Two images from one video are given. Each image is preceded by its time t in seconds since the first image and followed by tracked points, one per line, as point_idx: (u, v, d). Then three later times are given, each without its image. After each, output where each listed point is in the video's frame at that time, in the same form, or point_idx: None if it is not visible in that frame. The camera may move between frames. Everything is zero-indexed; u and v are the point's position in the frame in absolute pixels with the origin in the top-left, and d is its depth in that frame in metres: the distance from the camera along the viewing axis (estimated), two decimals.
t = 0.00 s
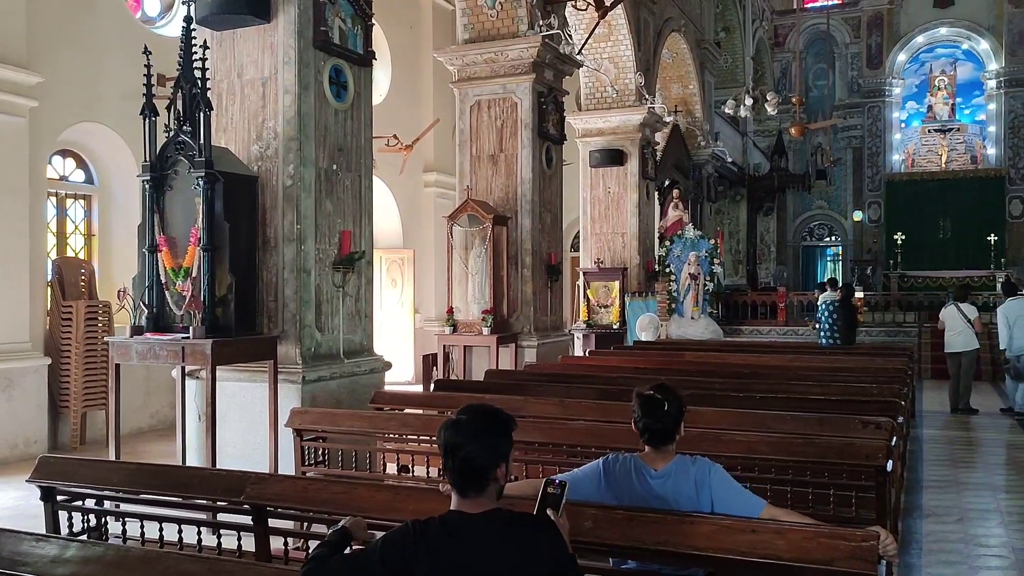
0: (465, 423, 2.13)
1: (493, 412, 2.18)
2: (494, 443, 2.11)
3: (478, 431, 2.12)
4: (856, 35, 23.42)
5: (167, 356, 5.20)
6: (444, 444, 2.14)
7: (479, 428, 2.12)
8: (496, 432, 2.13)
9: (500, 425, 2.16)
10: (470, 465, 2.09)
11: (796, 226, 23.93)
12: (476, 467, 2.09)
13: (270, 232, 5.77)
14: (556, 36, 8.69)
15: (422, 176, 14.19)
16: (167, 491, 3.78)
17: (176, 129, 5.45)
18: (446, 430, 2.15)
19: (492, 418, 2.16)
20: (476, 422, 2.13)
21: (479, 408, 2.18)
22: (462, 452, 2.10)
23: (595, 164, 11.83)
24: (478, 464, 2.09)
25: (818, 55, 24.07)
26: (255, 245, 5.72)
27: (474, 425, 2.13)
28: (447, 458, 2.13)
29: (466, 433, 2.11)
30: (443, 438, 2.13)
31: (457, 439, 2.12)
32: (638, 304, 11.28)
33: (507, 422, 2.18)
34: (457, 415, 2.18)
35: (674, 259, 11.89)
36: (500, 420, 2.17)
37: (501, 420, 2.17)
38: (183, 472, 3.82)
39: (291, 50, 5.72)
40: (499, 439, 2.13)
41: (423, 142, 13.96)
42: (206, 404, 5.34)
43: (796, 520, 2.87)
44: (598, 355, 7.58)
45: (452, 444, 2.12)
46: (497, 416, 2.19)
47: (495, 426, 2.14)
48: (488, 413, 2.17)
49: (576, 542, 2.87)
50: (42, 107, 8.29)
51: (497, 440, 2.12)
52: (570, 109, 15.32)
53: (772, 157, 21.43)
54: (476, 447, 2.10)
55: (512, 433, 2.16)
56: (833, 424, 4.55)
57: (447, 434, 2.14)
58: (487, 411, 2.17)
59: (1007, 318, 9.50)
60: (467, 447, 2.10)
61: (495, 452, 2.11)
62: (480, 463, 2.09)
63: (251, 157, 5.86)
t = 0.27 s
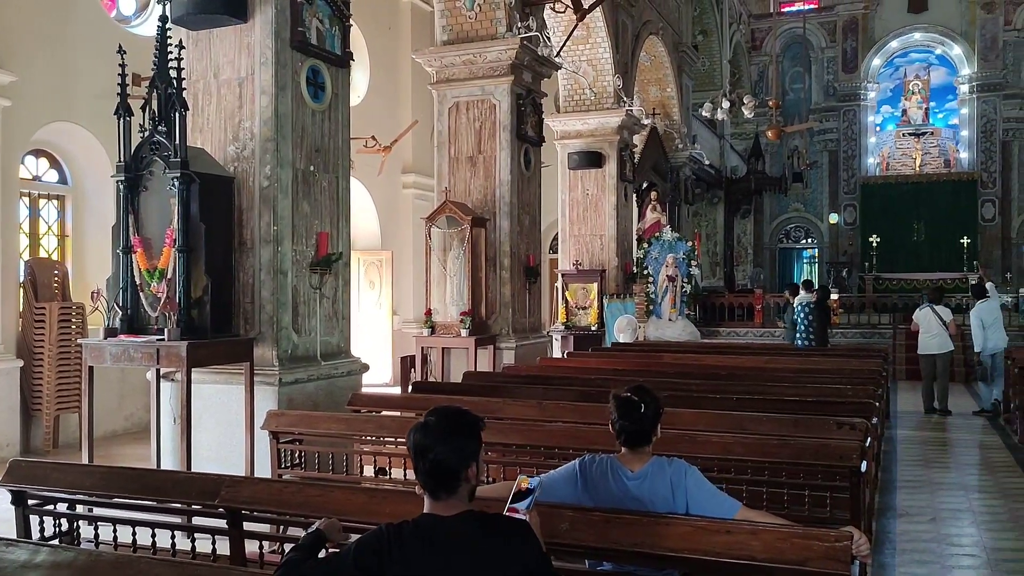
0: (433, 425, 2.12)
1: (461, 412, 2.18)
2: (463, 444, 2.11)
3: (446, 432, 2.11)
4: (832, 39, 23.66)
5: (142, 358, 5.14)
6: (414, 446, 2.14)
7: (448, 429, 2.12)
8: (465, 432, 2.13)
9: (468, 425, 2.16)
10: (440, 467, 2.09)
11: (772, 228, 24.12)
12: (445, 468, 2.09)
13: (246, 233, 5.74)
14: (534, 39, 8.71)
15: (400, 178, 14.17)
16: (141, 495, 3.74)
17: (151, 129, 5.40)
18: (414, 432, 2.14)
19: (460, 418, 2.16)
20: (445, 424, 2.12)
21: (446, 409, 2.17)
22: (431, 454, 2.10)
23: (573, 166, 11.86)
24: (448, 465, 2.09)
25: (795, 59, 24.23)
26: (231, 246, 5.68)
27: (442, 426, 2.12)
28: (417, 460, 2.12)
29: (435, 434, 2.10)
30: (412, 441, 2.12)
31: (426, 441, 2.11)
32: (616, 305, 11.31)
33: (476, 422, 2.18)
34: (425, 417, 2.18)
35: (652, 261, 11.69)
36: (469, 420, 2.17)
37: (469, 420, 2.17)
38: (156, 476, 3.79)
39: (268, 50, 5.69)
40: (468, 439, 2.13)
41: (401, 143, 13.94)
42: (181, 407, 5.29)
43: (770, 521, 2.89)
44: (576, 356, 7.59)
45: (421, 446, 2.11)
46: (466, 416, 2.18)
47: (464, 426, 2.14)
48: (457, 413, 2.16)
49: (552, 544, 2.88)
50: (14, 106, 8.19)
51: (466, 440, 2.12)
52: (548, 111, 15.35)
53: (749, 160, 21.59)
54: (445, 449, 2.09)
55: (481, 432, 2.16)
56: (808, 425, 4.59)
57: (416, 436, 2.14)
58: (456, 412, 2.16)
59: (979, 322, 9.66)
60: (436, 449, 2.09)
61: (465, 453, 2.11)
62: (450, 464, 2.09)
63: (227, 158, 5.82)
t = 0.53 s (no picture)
0: (404, 429, 2.12)
1: (432, 415, 2.18)
2: (436, 446, 2.11)
3: (417, 435, 2.11)
4: (808, 44, 23.88)
5: (116, 361, 5.09)
6: (385, 451, 2.13)
7: (419, 432, 2.12)
8: (436, 435, 2.13)
9: (439, 427, 2.15)
10: (412, 470, 2.08)
11: (749, 231, 24.31)
12: (417, 472, 2.08)
13: (222, 234, 5.70)
14: (512, 41, 8.72)
15: (378, 180, 14.13)
16: (113, 499, 3.70)
17: (125, 129, 5.34)
18: (386, 437, 2.14)
19: (431, 421, 2.15)
20: (415, 427, 2.12)
21: (417, 413, 2.17)
22: (403, 458, 2.09)
23: (551, 169, 11.89)
24: (418, 467, 2.08)
25: (771, 64, 24.36)
26: (206, 248, 5.64)
27: (412, 430, 2.12)
28: (388, 465, 2.12)
29: (405, 438, 2.10)
30: (383, 446, 2.12)
31: (397, 445, 2.11)
32: (594, 308, 11.35)
33: (447, 424, 2.18)
34: (395, 422, 2.17)
35: (630, 264, 11.94)
36: (440, 422, 2.17)
37: (441, 423, 2.16)
38: (129, 480, 3.74)
39: (244, 51, 5.65)
40: (440, 442, 2.12)
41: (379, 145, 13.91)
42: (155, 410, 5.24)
43: (745, 523, 2.91)
44: (554, 358, 7.61)
45: (392, 450, 2.11)
46: (437, 419, 2.18)
47: (434, 428, 2.13)
48: (427, 416, 2.16)
49: (528, 547, 2.88)
50: None
51: (438, 443, 2.12)
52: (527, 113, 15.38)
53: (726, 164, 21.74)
54: (416, 452, 2.09)
55: (452, 434, 2.16)
56: (782, 427, 4.62)
57: (387, 441, 2.13)
58: (426, 415, 2.16)
59: (954, 322, 9.77)
60: (408, 452, 2.09)
61: (436, 455, 2.10)
62: (422, 467, 2.09)
63: (202, 159, 5.78)
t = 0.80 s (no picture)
0: (372, 434, 2.11)
1: (401, 418, 2.17)
2: (406, 450, 2.10)
3: (387, 439, 2.10)
4: (784, 49, 24.08)
5: (88, 364, 5.03)
6: (355, 456, 2.12)
7: (388, 436, 2.11)
8: (406, 438, 2.12)
9: (409, 430, 2.15)
10: (383, 475, 2.08)
11: (725, 234, 24.49)
12: (389, 476, 2.08)
13: (197, 236, 5.66)
14: (490, 44, 8.73)
15: (355, 182, 14.10)
16: (85, 504, 3.65)
17: (99, 130, 5.28)
18: (355, 443, 2.13)
19: (401, 425, 2.15)
20: (384, 431, 2.11)
21: (385, 417, 2.16)
22: (374, 462, 2.08)
23: (529, 171, 11.92)
24: (388, 471, 2.08)
25: (748, 68, 24.55)
26: (181, 250, 5.60)
27: (382, 434, 2.11)
28: (359, 469, 2.11)
29: (374, 443, 2.09)
30: (352, 452, 2.11)
31: (366, 450, 2.10)
32: (572, 310, 11.33)
33: (417, 427, 2.17)
34: (364, 427, 2.16)
35: (608, 267, 11.75)
36: (409, 426, 2.16)
37: (410, 427, 2.16)
38: (102, 484, 3.70)
39: (220, 51, 5.62)
40: (410, 445, 2.12)
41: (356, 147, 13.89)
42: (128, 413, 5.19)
43: (718, 524, 2.93)
44: (532, 361, 7.63)
45: (362, 455, 2.10)
46: (405, 422, 2.17)
47: (402, 431, 2.13)
48: (395, 420, 2.15)
49: (504, 550, 2.88)
50: None
51: (408, 446, 2.11)
52: (505, 116, 15.40)
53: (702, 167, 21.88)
54: (386, 456, 2.08)
55: (422, 436, 2.16)
56: (758, 429, 4.65)
57: (356, 447, 2.12)
58: (393, 418, 2.15)
59: (929, 323, 9.89)
60: (378, 457, 2.08)
61: (407, 458, 2.10)
62: (393, 470, 2.08)
63: (177, 160, 5.73)
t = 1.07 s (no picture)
0: (341, 439, 2.10)
1: (369, 421, 2.16)
2: (376, 453, 2.09)
3: (356, 442, 2.09)
4: (760, 52, 24.27)
5: (60, 366, 4.95)
6: (325, 462, 2.11)
7: (357, 440, 2.10)
8: (376, 441, 2.11)
9: (379, 433, 2.14)
10: (353, 478, 2.07)
11: (702, 237, 24.63)
12: (360, 479, 2.07)
13: (172, 237, 5.61)
14: (468, 46, 8.73)
15: (333, 183, 14.04)
16: (56, 508, 3.60)
17: (71, 130, 5.22)
18: (324, 448, 2.12)
19: (370, 428, 2.14)
20: (353, 435, 2.10)
21: (354, 421, 2.15)
22: (344, 467, 2.07)
23: (507, 173, 11.93)
24: (358, 474, 2.07)
25: (725, 71, 24.70)
26: (156, 252, 5.54)
27: (351, 438, 2.10)
28: (329, 474, 2.10)
29: (343, 447, 2.08)
30: (321, 457, 2.10)
31: (336, 455, 2.09)
32: (549, 313, 11.42)
33: (387, 430, 2.17)
34: (333, 432, 2.15)
35: (586, 269, 11.70)
36: (379, 428, 2.15)
37: (380, 430, 2.15)
38: (73, 488, 3.64)
39: (195, 51, 5.58)
40: (380, 448, 2.11)
41: (334, 148, 13.84)
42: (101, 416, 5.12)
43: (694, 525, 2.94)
44: (510, 362, 7.63)
45: (332, 460, 2.09)
46: (375, 424, 2.17)
47: (373, 434, 2.12)
48: (364, 423, 2.15)
49: (480, 552, 2.87)
50: None
51: (378, 449, 2.10)
52: (483, 117, 15.41)
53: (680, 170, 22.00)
54: (357, 460, 2.07)
55: (392, 438, 2.15)
56: (733, 431, 4.67)
57: (325, 452, 2.11)
58: (362, 422, 2.14)
59: (904, 325, 10.00)
60: (348, 461, 2.07)
61: (378, 461, 2.09)
62: (364, 474, 2.07)
63: (152, 161, 5.68)
